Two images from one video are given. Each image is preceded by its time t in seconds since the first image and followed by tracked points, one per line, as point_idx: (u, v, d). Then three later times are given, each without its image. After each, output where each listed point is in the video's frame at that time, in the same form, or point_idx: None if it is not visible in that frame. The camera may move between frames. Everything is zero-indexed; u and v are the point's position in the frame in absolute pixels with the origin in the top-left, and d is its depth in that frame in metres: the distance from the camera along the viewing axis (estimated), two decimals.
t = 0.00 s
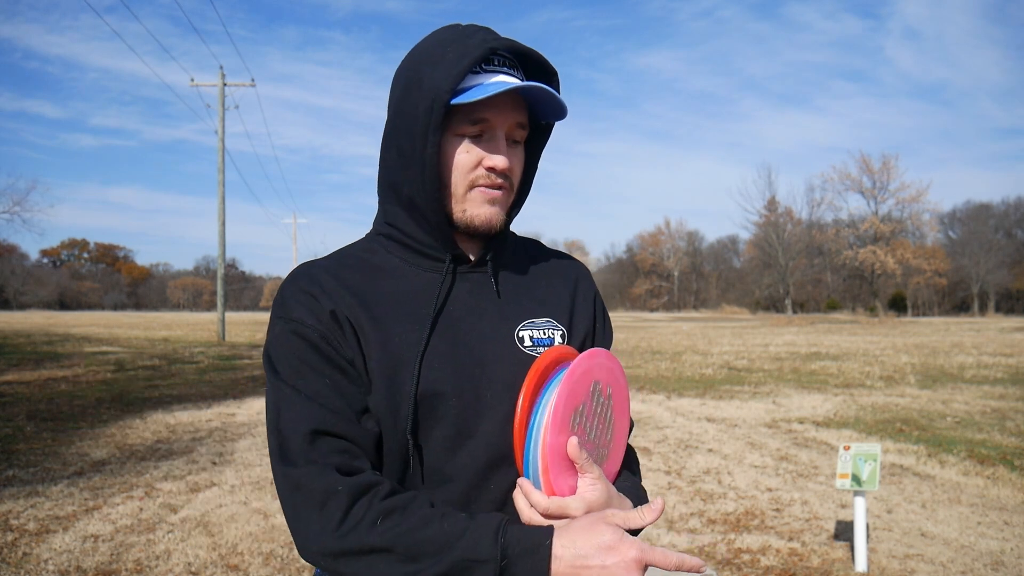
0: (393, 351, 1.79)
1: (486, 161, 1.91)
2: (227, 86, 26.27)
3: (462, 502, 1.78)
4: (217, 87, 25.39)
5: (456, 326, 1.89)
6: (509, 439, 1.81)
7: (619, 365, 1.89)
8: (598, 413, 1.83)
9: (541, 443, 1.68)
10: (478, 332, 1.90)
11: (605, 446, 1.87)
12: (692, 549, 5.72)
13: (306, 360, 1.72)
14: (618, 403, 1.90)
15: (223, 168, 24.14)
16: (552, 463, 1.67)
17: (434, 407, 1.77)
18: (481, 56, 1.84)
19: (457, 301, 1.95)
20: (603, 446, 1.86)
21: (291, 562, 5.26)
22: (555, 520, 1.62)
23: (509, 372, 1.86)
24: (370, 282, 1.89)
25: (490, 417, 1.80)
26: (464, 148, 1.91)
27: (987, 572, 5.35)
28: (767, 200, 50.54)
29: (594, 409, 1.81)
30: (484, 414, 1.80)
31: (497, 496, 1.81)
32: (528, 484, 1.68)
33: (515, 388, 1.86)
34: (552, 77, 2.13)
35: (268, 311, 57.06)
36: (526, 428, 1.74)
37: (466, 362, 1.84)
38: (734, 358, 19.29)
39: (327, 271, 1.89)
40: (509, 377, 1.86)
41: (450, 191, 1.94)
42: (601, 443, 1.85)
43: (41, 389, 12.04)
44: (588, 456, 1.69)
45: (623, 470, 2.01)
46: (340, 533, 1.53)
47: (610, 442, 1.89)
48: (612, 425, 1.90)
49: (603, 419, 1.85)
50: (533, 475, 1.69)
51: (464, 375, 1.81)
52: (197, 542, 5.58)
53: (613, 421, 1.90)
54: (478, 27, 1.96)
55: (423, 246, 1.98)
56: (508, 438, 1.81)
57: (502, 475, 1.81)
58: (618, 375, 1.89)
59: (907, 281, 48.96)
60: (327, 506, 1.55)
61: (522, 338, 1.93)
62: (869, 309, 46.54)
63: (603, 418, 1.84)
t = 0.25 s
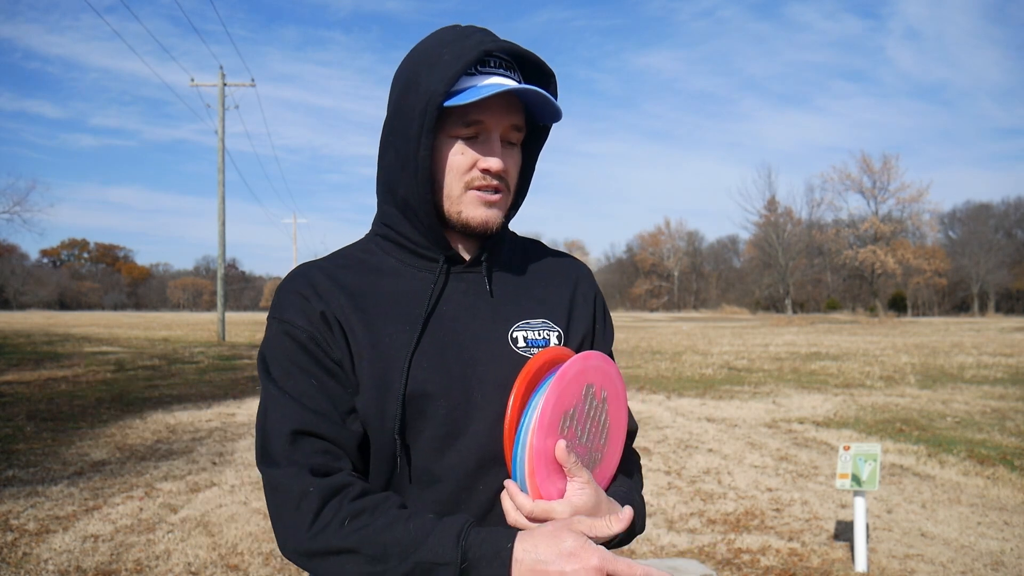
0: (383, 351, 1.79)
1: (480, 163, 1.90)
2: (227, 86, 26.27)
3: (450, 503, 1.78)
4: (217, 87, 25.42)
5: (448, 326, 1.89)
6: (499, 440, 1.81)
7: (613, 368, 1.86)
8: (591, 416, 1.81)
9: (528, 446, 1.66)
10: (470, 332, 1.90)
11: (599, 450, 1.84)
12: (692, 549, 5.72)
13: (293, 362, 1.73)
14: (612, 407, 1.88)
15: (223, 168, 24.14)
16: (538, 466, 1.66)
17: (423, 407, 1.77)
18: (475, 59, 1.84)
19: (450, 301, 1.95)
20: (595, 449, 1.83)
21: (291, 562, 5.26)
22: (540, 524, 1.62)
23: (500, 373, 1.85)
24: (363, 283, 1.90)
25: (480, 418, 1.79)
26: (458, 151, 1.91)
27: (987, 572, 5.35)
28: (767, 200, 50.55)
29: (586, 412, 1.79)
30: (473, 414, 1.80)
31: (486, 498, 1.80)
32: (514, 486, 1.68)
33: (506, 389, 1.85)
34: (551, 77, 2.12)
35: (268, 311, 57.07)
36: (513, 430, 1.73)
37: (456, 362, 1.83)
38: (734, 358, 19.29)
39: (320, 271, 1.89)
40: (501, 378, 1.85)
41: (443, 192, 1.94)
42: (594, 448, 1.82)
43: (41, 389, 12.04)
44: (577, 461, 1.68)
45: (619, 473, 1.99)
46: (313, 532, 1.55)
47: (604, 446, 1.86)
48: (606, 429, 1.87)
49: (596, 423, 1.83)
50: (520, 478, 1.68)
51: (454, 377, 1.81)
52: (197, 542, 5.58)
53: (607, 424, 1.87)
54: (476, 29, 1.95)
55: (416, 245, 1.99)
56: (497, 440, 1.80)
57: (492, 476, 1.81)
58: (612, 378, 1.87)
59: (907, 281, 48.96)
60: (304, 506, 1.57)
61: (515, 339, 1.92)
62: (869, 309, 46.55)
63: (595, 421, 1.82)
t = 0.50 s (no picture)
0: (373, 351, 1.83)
1: (450, 157, 1.94)
2: (227, 86, 26.25)
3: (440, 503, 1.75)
4: (216, 87, 25.42)
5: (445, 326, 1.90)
6: (495, 438, 1.82)
7: (611, 373, 1.84)
8: (585, 420, 1.79)
9: (517, 449, 1.65)
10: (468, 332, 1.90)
11: (594, 456, 1.82)
12: (692, 549, 5.72)
13: (283, 363, 1.81)
14: (609, 412, 1.85)
15: (223, 168, 24.12)
16: (526, 468, 1.64)
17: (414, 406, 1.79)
18: (430, 53, 1.89)
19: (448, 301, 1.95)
20: (591, 455, 1.81)
21: (291, 563, 5.26)
22: (527, 529, 1.60)
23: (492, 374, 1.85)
24: (360, 282, 1.95)
25: (472, 418, 1.80)
26: (433, 147, 1.96)
27: (987, 572, 5.35)
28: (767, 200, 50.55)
29: (580, 416, 1.77)
30: (467, 413, 1.81)
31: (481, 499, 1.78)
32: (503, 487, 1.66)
33: (499, 389, 1.85)
34: (531, 67, 2.07)
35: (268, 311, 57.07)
36: (506, 430, 1.72)
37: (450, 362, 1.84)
38: (734, 358, 19.29)
39: (320, 271, 1.96)
40: (496, 378, 1.85)
41: (423, 188, 2.00)
42: (588, 453, 1.80)
43: (41, 389, 12.04)
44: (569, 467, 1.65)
45: (619, 479, 1.96)
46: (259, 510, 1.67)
47: (600, 451, 1.84)
48: (602, 434, 1.84)
49: (590, 428, 1.80)
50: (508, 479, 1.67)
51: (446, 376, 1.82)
52: (197, 542, 5.58)
53: (604, 429, 1.85)
54: (453, 25, 1.96)
55: (415, 244, 2.01)
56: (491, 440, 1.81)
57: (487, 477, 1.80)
58: (610, 383, 1.84)
59: (908, 281, 48.94)
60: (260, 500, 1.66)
61: (514, 339, 1.91)
62: (869, 309, 46.56)
63: (590, 426, 1.80)
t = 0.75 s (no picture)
0: (370, 353, 1.86)
1: (459, 159, 1.96)
2: (228, 87, 26.22)
3: (433, 505, 1.76)
4: (216, 86, 25.42)
5: (443, 328, 1.90)
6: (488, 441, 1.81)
7: (607, 375, 1.83)
8: (578, 423, 1.79)
9: (502, 450, 1.66)
10: (466, 333, 1.90)
11: (589, 459, 1.81)
12: (692, 549, 5.72)
13: (275, 366, 1.88)
14: (605, 415, 1.84)
15: (223, 168, 24.12)
16: (512, 468, 1.65)
17: (409, 408, 1.81)
18: (440, 56, 1.92)
19: (449, 302, 1.95)
20: (585, 458, 1.80)
21: (292, 562, 5.26)
22: (512, 530, 1.60)
23: (487, 377, 1.85)
24: (362, 283, 1.98)
25: (469, 420, 1.81)
26: (441, 148, 1.98)
27: (987, 572, 5.35)
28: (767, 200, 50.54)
29: (571, 418, 1.77)
30: (462, 414, 1.81)
31: (473, 499, 1.78)
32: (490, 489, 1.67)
33: (495, 392, 1.85)
34: (541, 71, 2.07)
35: (268, 310, 57.07)
36: (497, 429, 1.73)
37: (448, 364, 1.85)
38: (734, 358, 19.29)
39: (324, 273, 2.01)
40: (492, 380, 1.86)
41: (430, 190, 2.02)
42: (581, 457, 1.79)
43: (41, 389, 12.03)
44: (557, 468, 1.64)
45: (619, 483, 1.94)
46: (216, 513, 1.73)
47: (596, 455, 1.83)
48: (598, 437, 1.83)
49: (583, 431, 1.80)
50: (495, 480, 1.68)
51: (443, 378, 1.83)
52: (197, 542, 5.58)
53: (600, 433, 1.84)
54: (466, 28, 1.99)
55: (417, 246, 2.02)
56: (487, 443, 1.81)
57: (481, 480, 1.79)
58: (605, 385, 1.82)
59: (908, 280, 48.92)
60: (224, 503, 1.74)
61: (512, 342, 1.91)
62: (869, 309, 46.55)
63: (583, 428, 1.80)
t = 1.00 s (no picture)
0: (367, 354, 1.87)
1: (456, 160, 1.95)
2: (228, 86, 26.22)
3: (428, 508, 1.77)
4: (216, 87, 25.42)
5: (441, 329, 1.91)
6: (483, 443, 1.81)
7: (604, 379, 1.82)
8: (572, 427, 1.78)
9: (492, 455, 1.67)
10: (463, 335, 1.90)
11: (585, 463, 1.81)
12: (692, 549, 5.72)
13: (276, 369, 1.91)
14: (603, 419, 1.83)
15: (223, 168, 24.11)
16: (501, 472, 1.65)
17: (405, 410, 1.81)
18: (437, 56, 1.93)
19: (448, 303, 1.96)
20: (581, 462, 1.80)
21: (292, 562, 5.25)
22: (500, 535, 1.60)
23: (483, 378, 1.85)
24: (362, 283, 1.99)
25: (465, 422, 1.81)
26: (439, 148, 1.98)
27: (988, 572, 5.35)
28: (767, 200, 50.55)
29: (565, 422, 1.77)
30: (458, 416, 1.81)
31: (468, 502, 1.78)
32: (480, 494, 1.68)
33: (491, 395, 1.84)
34: (541, 70, 2.05)
35: (268, 310, 57.07)
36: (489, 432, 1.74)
37: (444, 365, 1.86)
38: (734, 358, 19.29)
39: (325, 274, 2.02)
40: (488, 383, 1.85)
41: (429, 191, 2.02)
42: (576, 461, 1.79)
43: (41, 389, 12.03)
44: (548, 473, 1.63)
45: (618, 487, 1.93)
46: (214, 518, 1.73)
47: (592, 460, 1.82)
48: (594, 441, 1.82)
49: (579, 434, 1.80)
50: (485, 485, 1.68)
51: (439, 380, 1.84)
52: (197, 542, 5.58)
53: (597, 437, 1.83)
54: (465, 28, 1.99)
55: (417, 246, 2.03)
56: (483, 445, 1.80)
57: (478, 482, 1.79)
58: (600, 388, 1.81)
59: (908, 280, 48.91)
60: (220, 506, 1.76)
61: (511, 344, 1.91)
62: (869, 309, 46.55)
63: (578, 433, 1.80)
